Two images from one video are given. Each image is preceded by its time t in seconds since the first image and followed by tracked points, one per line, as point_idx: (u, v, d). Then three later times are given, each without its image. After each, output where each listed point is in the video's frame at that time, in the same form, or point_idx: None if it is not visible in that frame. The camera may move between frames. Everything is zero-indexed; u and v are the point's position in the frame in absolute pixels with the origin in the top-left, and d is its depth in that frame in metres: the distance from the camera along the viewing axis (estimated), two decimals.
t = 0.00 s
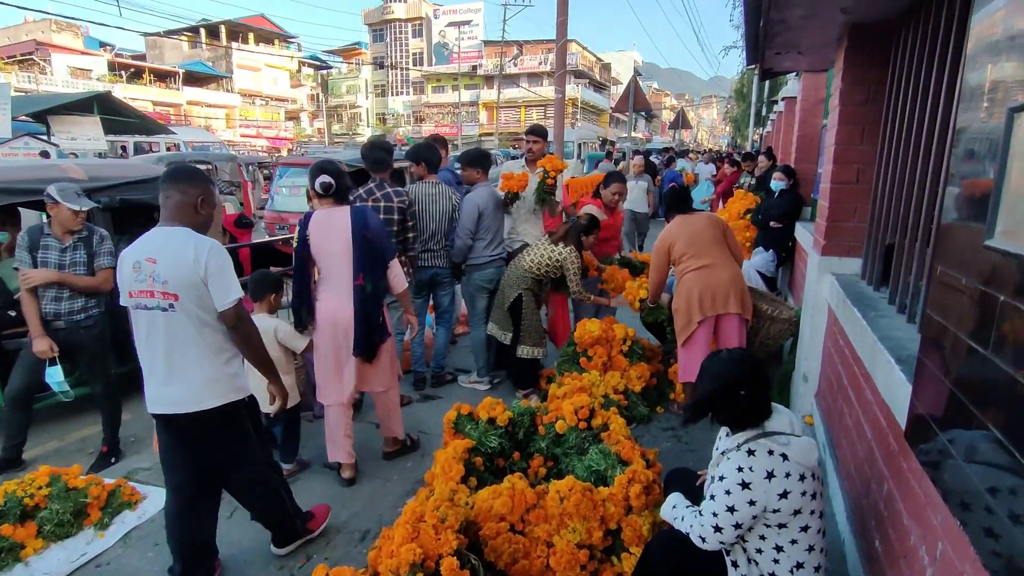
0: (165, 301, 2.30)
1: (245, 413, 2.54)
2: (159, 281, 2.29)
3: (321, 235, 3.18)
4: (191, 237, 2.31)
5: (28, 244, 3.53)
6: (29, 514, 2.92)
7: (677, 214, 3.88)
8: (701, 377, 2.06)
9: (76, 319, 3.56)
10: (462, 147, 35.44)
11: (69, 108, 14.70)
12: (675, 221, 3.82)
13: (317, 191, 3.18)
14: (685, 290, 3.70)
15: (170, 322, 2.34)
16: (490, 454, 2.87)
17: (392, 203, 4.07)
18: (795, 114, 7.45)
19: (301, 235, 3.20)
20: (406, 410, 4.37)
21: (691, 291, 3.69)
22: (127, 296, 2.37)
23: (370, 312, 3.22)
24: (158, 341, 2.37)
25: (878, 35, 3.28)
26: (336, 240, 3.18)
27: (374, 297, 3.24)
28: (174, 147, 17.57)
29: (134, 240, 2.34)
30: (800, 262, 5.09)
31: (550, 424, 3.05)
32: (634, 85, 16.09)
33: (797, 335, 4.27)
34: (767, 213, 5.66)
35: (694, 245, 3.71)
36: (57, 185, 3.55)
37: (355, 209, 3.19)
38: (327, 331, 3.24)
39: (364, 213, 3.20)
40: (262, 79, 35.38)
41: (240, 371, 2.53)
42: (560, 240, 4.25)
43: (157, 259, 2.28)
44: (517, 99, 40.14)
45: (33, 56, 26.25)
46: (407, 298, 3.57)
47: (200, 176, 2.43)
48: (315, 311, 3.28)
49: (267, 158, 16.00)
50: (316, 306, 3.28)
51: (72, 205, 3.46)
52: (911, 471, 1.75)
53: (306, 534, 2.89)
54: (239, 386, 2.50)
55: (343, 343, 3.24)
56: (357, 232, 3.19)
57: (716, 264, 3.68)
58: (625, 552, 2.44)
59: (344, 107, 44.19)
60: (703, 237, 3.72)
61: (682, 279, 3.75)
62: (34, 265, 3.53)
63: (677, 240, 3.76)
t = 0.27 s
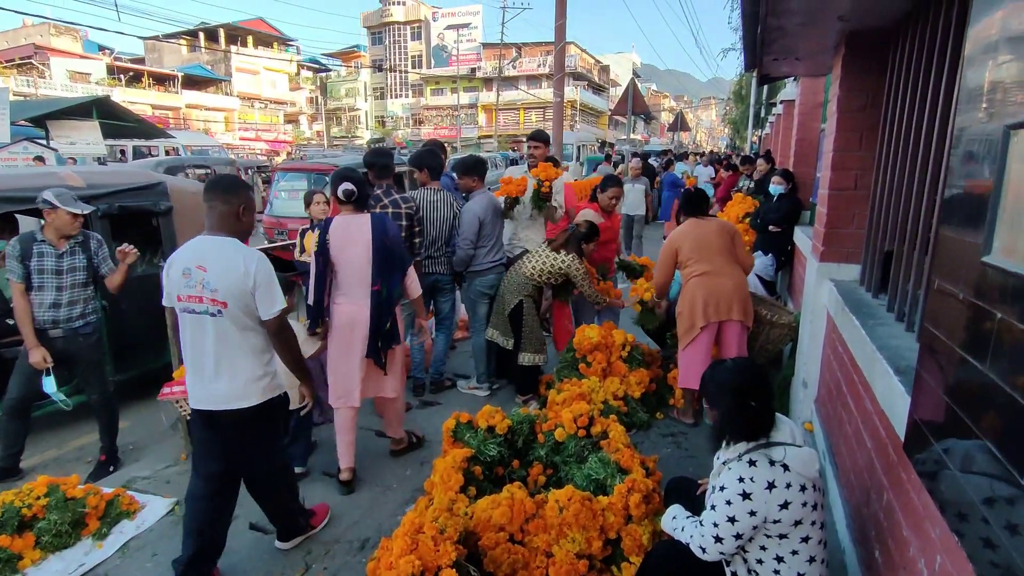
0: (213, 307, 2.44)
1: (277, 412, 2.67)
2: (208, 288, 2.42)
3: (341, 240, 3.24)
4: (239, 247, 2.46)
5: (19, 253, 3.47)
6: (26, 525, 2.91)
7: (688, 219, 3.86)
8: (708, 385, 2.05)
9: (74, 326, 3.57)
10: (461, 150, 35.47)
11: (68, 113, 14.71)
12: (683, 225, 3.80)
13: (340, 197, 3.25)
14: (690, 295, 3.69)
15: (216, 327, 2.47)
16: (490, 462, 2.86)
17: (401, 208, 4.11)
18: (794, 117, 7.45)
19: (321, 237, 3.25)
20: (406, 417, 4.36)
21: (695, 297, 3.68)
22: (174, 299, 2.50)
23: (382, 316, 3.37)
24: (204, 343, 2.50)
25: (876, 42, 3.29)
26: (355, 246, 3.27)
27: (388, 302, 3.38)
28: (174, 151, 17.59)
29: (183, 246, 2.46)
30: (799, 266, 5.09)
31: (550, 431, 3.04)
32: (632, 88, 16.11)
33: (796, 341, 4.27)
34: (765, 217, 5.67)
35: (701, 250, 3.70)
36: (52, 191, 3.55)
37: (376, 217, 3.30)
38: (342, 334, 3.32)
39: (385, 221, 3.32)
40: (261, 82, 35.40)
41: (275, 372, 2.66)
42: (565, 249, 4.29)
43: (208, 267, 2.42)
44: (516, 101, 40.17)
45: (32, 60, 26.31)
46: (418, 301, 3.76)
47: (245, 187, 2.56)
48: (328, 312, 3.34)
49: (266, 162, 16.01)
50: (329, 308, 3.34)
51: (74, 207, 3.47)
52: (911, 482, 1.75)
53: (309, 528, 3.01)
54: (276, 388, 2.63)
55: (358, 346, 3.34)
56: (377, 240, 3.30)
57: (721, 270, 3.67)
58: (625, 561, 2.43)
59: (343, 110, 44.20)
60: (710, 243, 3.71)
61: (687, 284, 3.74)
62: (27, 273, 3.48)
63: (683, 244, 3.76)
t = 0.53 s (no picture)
0: (249, 304, 2.69)
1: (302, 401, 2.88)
2: (245, 287, 2.67)
3: (365, 238, 3.47)
4: (272, 248, 2.70)
5: (28, 257, 3.44)
6: (28, 531, 2.91)
7: (723, 222, 3.83)
8: (713, 391, 2.04)
9: (83, 330, 3.58)
10: (461, 150, 35.46)
11: (70, 115, 14.73)
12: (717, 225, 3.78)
13: (365, 198, 3.43)
14: (709, 294, 3.67)
15: (251, 322, 2.71)
16: (491, 467, 2.86)
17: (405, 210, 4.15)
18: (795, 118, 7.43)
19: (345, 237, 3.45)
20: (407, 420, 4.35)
21: (715, 296, 3.66)
22: (209, 296, 2.75)
23: (404, 314, 3.56)
24: (240, 337, 2.74)
25: (878, 44, 3.28)
26: (378, 247, 3.48)
27: (409, 303, 3.57)
28: (175, 153, 17.60)
29: (217, 247, 2.71)
30: (801, 268, 5.07)
31: (551, 436, 3.04)
32: (633, 88, 16.08)
33: (798, 343, 4.25)
34: (767, 218, 5.65)
35: (728, 250, 3.69)
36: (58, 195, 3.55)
37: (398, 219, 3.51)
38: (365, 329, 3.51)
39: (407, 223, 3.53)
40: (262, 83, 35.41)
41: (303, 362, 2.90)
42: (568, 250, 4.28)
43: (243, 267, 2.67)
44: (516, 101, 40.13)
45: (33, 62, 26.36)
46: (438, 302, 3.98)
47: (273, 191, 2.79)
48: (359, 310, 3.51)
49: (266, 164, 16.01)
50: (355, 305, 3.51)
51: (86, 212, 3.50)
52: (915, 491, 1.75)
53: (310, 533, 3.02)
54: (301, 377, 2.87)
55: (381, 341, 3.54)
56: (399, 241, 3.51)
57: (746, 272, 3.67)
58: (627, 567, 2.43)
59: (344, 110, 44.21)
60: (738, 244, 3.70)
61: (707, 282, 3.72)
62: (35, 276, 3.45)
63: (710, 241, 3.74)
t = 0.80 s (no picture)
0: (260, 304, 2.75)
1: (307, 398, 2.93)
2: (256, 288, 2.73)
3: (378, 238, 3.59)
4: (282, 250, 2.74)
5: (39, 258, 3.48)
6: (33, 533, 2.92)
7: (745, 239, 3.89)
8: (718, 397, 2.03)
9: (92, 332, 3.58)
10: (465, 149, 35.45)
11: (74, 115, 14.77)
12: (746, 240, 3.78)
13: (379, 198, 3.58)
14: (732, 284, 3.59)
15: (262, 321, 2.78)
16: (495, 470, 2.85)
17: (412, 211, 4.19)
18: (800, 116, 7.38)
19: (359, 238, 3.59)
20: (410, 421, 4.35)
21: (738, 286, 3.58)
22: (223, 295, 2.82)
23: (418, 311, 3.67)
24: (252, 335, 2.82)
25: (883, 42, 3.25)
26: (392, 246, 3.60)
27: (423, 300, 3.68)
28: (179, 152, 17.63)
29: (229, 247, 2.76)
30: (806, 267, 5.04)
31: (555, 438, 3.02)
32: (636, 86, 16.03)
33: (803, 343, 4.23)
34: (771, 217, 5.63)
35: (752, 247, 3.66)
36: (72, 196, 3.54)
37: (410, 219, 3.62)
38: (381, 326, 3.67)
39: (418, 223, 3.63)
40: (265, 82, 35.43)
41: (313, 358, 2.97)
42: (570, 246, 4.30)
43: (254, 269, 2.72)
44: (519, 99, 40.05)
45: (38, 62, 26.44)
46: (449, 300, 4.06)
47: (281, 192, 2.79)
48: (376, 311, 3.65)
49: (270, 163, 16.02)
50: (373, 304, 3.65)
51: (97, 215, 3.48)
52: (922, 497, 1.73)
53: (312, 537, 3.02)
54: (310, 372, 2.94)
55: (395, 338, 3.68)
56: (410, 241, 3.62)
57: (768, 271, 3.64)
58: (632, 571, 2.42)
59: (347, 109, 44.21)
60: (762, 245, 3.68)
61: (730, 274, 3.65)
62: (46, 276, 3.48)
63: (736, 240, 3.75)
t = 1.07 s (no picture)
0: (262, 302, 2.76)
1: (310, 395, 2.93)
2: (258, 286, 2.74)
3: (385, 237, 3.62)
4: (282, 249, 2.75)
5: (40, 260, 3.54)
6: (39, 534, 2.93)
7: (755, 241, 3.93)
8: (725, 399, 2.00)
9: (93, 331, 3.60)
10: (470, 145, 35.44)
11: (81, 114, 14.83)
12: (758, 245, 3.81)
13: (388, 198, 3.64)
14: (745, 279, 3.56)
15: (265, 319, 2.79)
16: (500, 471, 2.84)
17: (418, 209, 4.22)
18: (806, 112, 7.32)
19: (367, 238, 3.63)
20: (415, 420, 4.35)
21: (751, 282, 3.55)
22: (227, 293, 2.82)
23: (425, 308, 3.67)
24: (255, 333, 2.84)
25: (893, 38, 3.21)
26: (399, 243, 3.62)
27: (430, 297, 3.68)
28: (185, 151, 17.68)
29: (232, 247, 2.76)
30: (813, 265, 5.01)
31: (560, 439, 3.01)
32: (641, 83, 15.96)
33: (810, 342, 4.20)
34: (778, 215, 5.59)
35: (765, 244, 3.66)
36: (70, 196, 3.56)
37: (417, 218, 3.64)
38: (389, 324, 3.69)
39: (425, 221, 3.65)
40: (270, 79, 35.46)
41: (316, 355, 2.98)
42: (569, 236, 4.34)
43: (256, 268, 2.73)
44: (524, 95, 39.96)
45: (45, 60, 26.56)
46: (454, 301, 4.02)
47: (281, 192, 2.78)
48: (383, 308, 3.69)
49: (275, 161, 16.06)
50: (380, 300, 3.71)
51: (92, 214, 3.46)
52: (932, 502, 1.71)
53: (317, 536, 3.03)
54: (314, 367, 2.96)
55: (402, 335, 3.67)
56: (417, 239, 3.63)
57: (781, 269, 3.62)
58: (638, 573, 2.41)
59: (352, 106, 44.21)
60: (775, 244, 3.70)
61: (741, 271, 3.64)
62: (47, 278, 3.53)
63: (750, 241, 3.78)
